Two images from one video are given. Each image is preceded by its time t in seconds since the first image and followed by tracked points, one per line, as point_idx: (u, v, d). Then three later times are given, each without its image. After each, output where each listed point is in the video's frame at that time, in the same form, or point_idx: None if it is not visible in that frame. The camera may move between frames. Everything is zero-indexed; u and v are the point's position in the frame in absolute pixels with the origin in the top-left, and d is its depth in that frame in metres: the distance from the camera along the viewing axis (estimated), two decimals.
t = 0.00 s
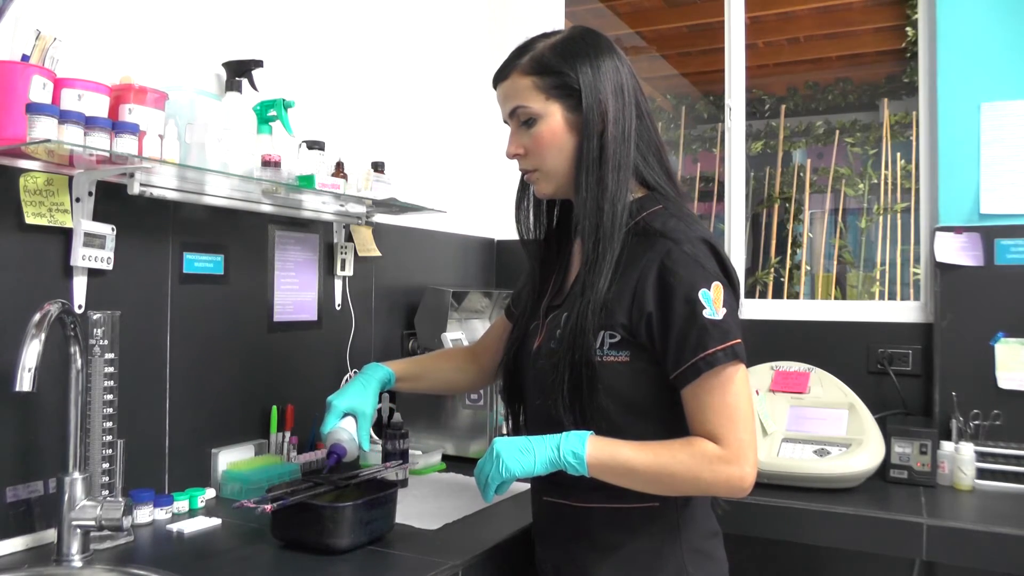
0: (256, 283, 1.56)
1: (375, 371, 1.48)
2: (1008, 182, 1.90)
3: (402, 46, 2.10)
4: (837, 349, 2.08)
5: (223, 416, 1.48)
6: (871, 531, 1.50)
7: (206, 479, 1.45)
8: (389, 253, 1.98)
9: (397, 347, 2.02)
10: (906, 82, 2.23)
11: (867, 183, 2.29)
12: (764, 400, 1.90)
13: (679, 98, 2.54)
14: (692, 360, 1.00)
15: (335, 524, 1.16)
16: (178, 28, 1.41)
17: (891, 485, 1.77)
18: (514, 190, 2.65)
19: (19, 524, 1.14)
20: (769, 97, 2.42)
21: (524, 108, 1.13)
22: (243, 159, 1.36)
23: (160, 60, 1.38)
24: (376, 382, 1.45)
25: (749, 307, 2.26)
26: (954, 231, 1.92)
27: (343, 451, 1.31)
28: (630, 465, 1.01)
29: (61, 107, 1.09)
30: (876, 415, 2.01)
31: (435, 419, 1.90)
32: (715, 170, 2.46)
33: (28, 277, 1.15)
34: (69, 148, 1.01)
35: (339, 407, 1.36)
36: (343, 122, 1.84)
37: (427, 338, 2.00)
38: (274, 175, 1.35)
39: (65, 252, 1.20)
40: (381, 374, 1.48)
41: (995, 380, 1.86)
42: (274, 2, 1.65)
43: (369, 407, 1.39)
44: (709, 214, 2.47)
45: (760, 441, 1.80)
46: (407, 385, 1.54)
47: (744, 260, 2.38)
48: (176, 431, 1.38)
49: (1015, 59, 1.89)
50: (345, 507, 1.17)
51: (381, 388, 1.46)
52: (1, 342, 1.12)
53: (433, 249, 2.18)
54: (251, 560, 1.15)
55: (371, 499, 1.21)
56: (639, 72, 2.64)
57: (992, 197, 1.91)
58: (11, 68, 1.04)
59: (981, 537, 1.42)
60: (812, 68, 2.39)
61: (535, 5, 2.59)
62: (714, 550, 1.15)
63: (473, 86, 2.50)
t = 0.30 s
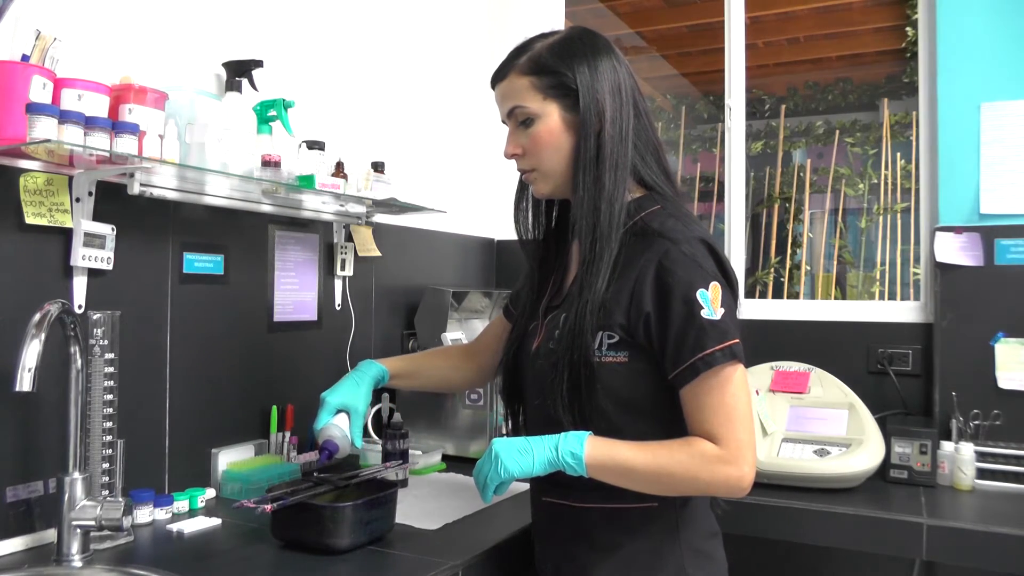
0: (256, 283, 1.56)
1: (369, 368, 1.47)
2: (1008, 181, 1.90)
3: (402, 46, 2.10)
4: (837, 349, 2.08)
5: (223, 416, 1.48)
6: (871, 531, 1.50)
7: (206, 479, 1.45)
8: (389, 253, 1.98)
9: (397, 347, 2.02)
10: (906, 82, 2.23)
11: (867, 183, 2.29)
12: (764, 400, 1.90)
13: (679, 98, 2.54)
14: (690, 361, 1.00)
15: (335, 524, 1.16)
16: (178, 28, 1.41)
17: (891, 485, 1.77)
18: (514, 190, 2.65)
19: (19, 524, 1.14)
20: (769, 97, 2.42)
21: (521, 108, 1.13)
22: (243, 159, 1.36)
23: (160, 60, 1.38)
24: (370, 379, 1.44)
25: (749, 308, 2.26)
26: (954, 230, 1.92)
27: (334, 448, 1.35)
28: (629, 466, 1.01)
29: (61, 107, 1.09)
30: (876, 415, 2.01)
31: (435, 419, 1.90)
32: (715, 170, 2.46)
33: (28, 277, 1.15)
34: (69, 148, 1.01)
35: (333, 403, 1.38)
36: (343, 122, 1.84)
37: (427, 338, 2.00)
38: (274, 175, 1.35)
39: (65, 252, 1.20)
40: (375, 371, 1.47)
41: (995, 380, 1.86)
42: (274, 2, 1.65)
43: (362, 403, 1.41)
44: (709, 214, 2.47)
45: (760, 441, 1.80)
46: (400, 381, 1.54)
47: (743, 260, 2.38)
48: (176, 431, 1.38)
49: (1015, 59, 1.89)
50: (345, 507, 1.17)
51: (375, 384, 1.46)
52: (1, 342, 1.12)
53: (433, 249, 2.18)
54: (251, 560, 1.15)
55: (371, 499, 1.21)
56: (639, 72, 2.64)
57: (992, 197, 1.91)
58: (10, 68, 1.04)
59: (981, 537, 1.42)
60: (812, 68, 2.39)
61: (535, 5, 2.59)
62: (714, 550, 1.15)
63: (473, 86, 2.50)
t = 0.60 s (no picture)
0: (256, 283, 1.56)
1: (378, 371, 1.47)
2: (1008, 181, 1.90)
3: (402, 45, 2.10)
4: (837, 349, 2.08)
5: (223, 416, 1.48)
6: (871, 531, 1.50)
7: (206, 479, 1.45)
8: (389, 253, 1.98)
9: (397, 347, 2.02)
10: (906, 82, 2.23)
11: (867, 183, 2.29)
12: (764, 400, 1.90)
13: (679, 98, 2.54)
14: (689, 361, 1.00)
15: (335, 524, 1.16)
16: (178, 28, 1.41)
17: (891, 484, 1.77)
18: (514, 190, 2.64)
19: (19, 524, 1.14)
20: (769, 97, 2.42)
21: (520, 108, 1.13)
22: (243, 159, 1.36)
23: (160, 60, 1.38)
24: (380, 382, 1.45)
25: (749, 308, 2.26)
26: (954, 230, 1.92)
27: (349, 451, 1.30)
28: (628, 466, 1.01)
29: (61, 107, 1.09)
30: (876, 415, 2.01)
31: (435, 419, 1.90)
32: (715, 170, 2.46)
33: (28, 277, 1.15)
34: (69, 148, 1.01)
35: (344, 407, 1.36)
36: (343, 122, 1.84)
37: (427, 338, 2.00)
38: (274, 175, 1.35)
39: (65, 252, 1.20)
40: (385, 374, 1.48)
41: (995, 380, 1.86)
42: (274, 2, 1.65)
43: (373, 407, 1.40)
44: (708, 214, 2.47)
45: (760, 441, 1.80)
46: (408, 385, 1.54)
47: (743, 260, 2.38)
48: (176, 431, 1.38)
49: (1015, 59, 1.89)
50: (345, 508, 1.17)
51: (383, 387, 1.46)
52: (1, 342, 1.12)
53: (433, 249, 2.18)
54: (251, 560, 1.15)
55: (371, 499, 1.21)
56: (639, 72, 2.64)
57: (992, 197, 1.91)
58: (11, 68, 1.04)
59: (981, 537, 1.42)
60: (812, 68, 2.39)
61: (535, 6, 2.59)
62: (714, 550, 1.15)
63: (473, 86, 2.50)
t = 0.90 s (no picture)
0: (256, 283, 1.56)
1: (371, 371, 1.47)
2: (1008, 182, 1.90)
3: (402, 45, 2.10)
4: (837, 349, 2.08)
5: (223, 416, 1.48)
6: (871, 531, 1.50)
7: (206, 479, 1.45)
8: (389, 253, 1.98)
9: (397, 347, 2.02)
10: (906, 82, 2.23)
11: (867, 183, 2.29)
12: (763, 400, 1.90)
13: (679, 98, 2.54)
14: (690, 361, 1.00)
15: (335, 524, 1.16)
16: (178, 28, 1.41)
17: (891, 485, 1.77)
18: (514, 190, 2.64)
19: (19, 524, 1.14)
20: (770, 97, 2.42)
21: (520, 108, 1.13)
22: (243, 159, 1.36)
23: (160, 60, 1.38)
24: (373, 381, 1.45)
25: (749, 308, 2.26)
26: (954, 231, 1.92)
27: (339, 450, 1.31)
28: (629, 466, 1.01)
29: (61, 107, 1.09)
30: (875, 415, 2.01)
31: (436, 419, 1.90)
32: (715, 170, 2.46)
33: (28, 277, 1.15)
34: (69, 148, 1.01)
35: (336, 405, 1.37)
36: (343, 122, 1.84)
37: (427, 338, 2.00)
38: (274, 175, 1.35)
39: (65, 252, 1.20)
40: (378, 374, 1.48)
41: (995, 380, 1.86)
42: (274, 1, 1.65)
43: (365, 405, 1.40)
44: (709, 214, 2.47)
45: (760, 441, 1.80)
46: (403, 384, 1.53)
47: (743, 260, 2.38)
48: (176, 431, 1.38)
49: (1015, 60, 1.89)
50: (345, 508, 1.17)
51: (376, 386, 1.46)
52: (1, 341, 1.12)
53: (433, 249, 2.18)
54: (251, 560, 1.15)
55: (371, 499, 1.21)
56: (639, 72, 2.64)
57: (992, 197, 1.91)
58: (10, 67, 1.04)
59: (981, 537, 1.42)
60: (812, 68, 2.39)
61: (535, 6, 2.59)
62: (714, 550, 1.15)
63: (473, 86, 2.50)
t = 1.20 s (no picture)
0: (256, 284, 1.56)
1: (369, 368, 1.46)
2: (1008, 181, 1.90)
3: (402, 45, 2.10)
4: (837, 349, 2.08)
5: (223, 416, 1.48)
6: (871, 531, 1.50)
7: (206, 479, 1.45)
8: (389, 253, 1.98)
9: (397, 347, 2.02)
10: (906, 82, 2.23)
11: (867, 183, 2.29)
12: (763, 400, 1.90)
13: (679, 98, 2.54)
14: (690, 361, 1.00)
15: (335, 524, 1.16)
16: (178, 28, 1.41)
17: (891, 485, 1.77)
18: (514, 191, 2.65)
19: (19, 524, 1.14)
20: (769, 97, 2.42)
21: (520, 108, 1.13)
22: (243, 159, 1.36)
23: (160, 60, 1.38)
24: (371, 379, 1.44)
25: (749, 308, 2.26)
26: (954, 231, 1.92)
27: (335, 448, 1.36)
28: (629, 466, 1.01)
29: (61, 107, 1.09)
30: (875, 415, 2.01)
31: (436, 419, 1.90)
32: (716, 170, 2.46)
33: (28, 277, 1.15)
34: (69, 148, 1.01)
35: (334, 403, 1.38)
36: (343, 122, 1.84)
37: (427, 338, 2.00)
38: (274, 175, 1.35)
39: (65, 253, 1.20)
40: (375, 372, 1.46)
41: (995, 380, 1.86)
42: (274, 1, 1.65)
43: (362, 403, 1.41)
44: (709, 214, 2.47)
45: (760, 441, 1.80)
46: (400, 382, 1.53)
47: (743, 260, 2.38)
48: (176, 431, 1.38)
49: (1016, 60, 1.89)
50: (345, 508, 1.17)
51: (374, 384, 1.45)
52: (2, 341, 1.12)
53: (433, 249, 2.19)
54: (251, 560, 1.15)
55: (371, 499, 1.21)
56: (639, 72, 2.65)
57: (992, 197, 1.91)
58: (11, 68, 1.04)
59: (981, 537, 1.42)
60: (812, 68, 2.39)
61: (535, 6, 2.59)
62: (713, 550, 1.15)
63: (474, 86, 2.50)
